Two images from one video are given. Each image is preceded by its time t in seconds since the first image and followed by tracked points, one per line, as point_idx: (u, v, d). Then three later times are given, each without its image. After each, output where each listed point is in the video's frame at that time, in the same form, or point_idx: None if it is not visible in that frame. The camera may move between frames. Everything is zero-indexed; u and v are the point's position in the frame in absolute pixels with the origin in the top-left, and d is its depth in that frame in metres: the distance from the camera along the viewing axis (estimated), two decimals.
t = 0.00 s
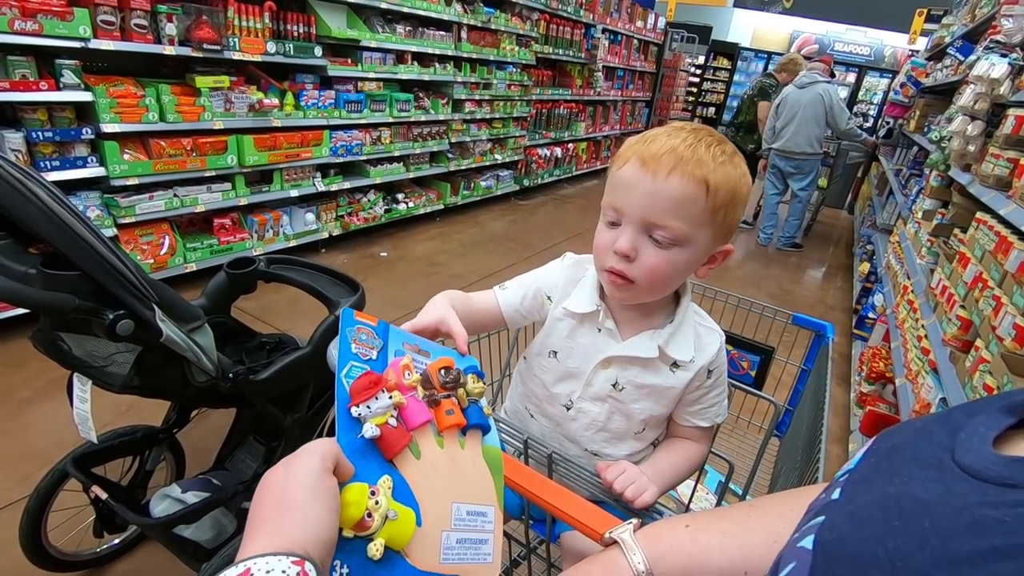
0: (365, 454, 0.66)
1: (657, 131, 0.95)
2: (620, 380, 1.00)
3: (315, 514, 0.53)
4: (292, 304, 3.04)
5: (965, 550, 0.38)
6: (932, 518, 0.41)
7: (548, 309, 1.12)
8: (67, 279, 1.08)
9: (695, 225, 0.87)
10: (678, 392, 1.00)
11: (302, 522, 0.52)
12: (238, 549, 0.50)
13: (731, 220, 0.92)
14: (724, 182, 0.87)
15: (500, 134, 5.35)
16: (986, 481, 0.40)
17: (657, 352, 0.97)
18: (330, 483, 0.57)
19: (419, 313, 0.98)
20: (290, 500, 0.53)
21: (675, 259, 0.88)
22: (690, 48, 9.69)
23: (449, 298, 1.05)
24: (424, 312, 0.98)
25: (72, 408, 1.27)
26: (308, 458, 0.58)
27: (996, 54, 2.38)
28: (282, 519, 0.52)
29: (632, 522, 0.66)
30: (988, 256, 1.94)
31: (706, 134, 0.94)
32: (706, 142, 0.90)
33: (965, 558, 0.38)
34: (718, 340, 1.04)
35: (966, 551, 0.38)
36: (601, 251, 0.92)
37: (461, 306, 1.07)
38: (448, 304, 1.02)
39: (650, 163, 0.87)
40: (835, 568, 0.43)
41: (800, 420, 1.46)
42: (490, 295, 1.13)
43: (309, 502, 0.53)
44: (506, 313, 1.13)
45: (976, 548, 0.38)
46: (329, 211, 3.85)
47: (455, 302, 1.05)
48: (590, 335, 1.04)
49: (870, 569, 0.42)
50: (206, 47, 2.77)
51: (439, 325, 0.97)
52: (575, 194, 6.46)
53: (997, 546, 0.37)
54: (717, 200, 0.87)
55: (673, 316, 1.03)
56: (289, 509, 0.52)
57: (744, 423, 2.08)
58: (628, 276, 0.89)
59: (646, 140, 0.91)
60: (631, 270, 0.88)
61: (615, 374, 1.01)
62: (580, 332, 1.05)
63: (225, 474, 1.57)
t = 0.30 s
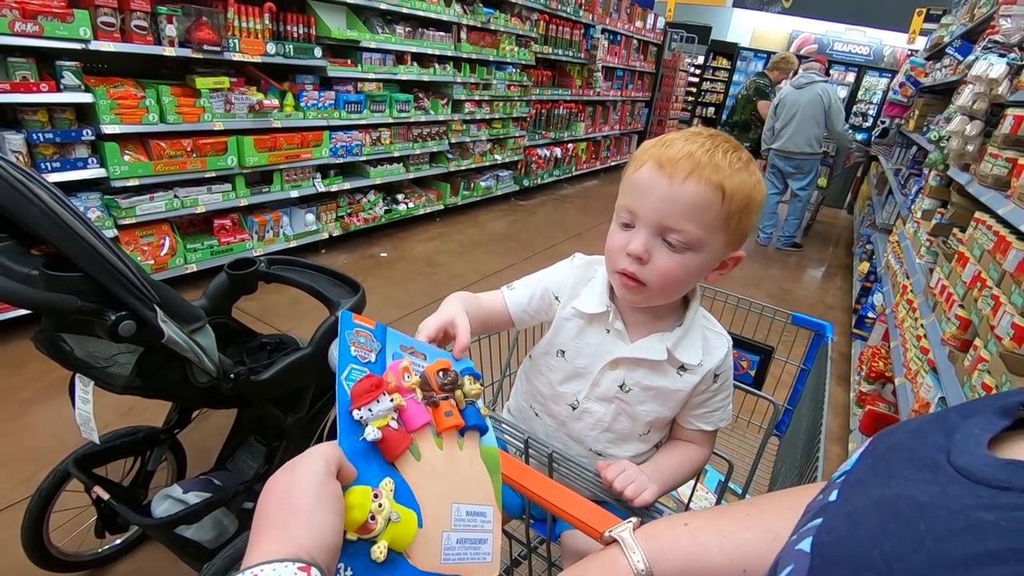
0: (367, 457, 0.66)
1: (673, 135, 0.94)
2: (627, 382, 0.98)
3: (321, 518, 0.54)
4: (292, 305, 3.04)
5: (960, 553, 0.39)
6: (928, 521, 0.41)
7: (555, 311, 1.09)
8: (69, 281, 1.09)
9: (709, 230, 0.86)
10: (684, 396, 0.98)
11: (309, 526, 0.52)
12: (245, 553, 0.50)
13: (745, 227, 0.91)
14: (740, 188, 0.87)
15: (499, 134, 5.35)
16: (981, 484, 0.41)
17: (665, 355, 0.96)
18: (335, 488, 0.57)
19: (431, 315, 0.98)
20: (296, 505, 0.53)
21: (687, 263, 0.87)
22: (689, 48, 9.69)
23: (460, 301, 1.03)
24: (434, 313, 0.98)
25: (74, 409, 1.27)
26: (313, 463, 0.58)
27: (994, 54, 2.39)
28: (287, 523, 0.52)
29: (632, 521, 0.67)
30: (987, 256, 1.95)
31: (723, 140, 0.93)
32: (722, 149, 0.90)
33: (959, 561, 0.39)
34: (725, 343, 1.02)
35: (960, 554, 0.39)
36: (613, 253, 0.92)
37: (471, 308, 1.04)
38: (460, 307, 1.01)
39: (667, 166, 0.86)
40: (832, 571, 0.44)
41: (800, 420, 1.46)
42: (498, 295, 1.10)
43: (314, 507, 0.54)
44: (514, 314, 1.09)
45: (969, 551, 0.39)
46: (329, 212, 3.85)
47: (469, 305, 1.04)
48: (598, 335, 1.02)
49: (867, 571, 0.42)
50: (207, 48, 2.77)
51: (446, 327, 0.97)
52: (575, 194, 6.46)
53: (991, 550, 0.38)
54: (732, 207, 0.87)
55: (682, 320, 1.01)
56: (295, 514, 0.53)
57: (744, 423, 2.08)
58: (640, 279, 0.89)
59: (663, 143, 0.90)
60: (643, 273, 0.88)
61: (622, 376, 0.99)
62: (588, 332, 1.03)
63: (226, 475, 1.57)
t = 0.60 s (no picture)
0: (372, 478, 0.68)
1: (684, 142, 0.95)
2: (633, 388, 0.97)
3: (345, 552, 0.56)
4: (292, 311, 3.05)
5: (956, 554, 0.39)
6: (926, 522, 0.42)
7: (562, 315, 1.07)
8: (71, 288, 1.09)
9: (720, 236, 0.87)
10: (691, 402, 0.96)
11: (333, 563, 0.54)
12: None
13: (754, 235, 0.92)
14: (750, 196, 0.88)
15: (497, 140, 5.36)
16: (979, 485, 0.41)
17: (672, 361, 0.94)
18: (351, 520, 0.59)
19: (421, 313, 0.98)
20: (319, 544, 0.55)
21: (698, 269, 0.88)
22: (685, 53, 9.74)
23: (457, 303, 1.02)
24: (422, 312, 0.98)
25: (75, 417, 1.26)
26: (325, 502, 0.59)
27: (987, 58, 2.41)
28: (315, 564, 0.54)
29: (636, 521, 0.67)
30: (984, 258, 1.96)
31: (734, 149, 0.94)
32: (733, 156, 0.91)
33: (956, 562, 0.39)
34: (731, 350, 1.01)
35: (956, 554, 0.39)
36: (623, 258, 0.92)
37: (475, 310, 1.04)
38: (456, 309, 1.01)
39: (679, 173, 0.87)
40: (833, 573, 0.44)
41: (800, 423, 1.47)
42: (504, 298, 1.09)
43: (336, 543, 0.56)
44: (520, 317, 1.09)
45: (965, 551, 0.39)
46: (327, 219, 3.86)
47: (472, 306, 1.04)
48: (605, 341, 1.00)
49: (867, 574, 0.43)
50: (205, 55, 2.79)
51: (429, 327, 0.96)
52: (572, 200, 6.47)
53: (986, 549, 0.38)
54: (743, 214, 0.88)
55: (689, 326, 1.00)
56: (320, 554, 0.55)
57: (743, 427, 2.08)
58: (649, 284, 0.89)
59: (675, 149, 0.91)
60: (652, 279, 0.88)
61: (629, 381, 0.97)
62: (595, 337, 1.01)
63: (225, 482, 1.57)
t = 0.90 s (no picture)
0: (395, 523, 0.71)
1: (663, 175, 0.97)
2: (626, 412, 0.99)
3: None
4: (274, 341, 3.01)
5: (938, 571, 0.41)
6: (910, 542, 0.44)
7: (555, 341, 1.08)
8: (57, 325, 1.08)
9: (699, 266, 0.89)
10: (682, 425, 0.98)
11: None
12: None
13: (734, 262, 0.93)
14: (726, 227, 0.90)
15: (479, 163, 5.41)
16: (956, 505, 0.44)
17: (664, 386, 0.96)
18: None
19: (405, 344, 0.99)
20: None
21: (679, 298, 0.90)
22: (661, 76, 9.98)
23: (440, 333, 1.02)
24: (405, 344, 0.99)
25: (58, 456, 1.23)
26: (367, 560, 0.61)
27: (947, 81, 2.52)
28: None
29: (633, 544, 0.68)
30: (953, 272, 2.02)
31: (711, 179, 0.95)
32: (709, 188, 0.92)
33: None
34: (721, 374, 1.03)
35: (939, 571, 0.41)
36: (608, 289, 0.95)
37: (465, 339, 1.05)
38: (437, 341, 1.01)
39: (655, 207, 0.89)
40: None
41: (786, 438, 1.49)
42: (497, 324, 1.11)
43: None
44: (513, 344, 1.10)
45: (947, 568, 0.41)
46: (311, 245, 3.85)
47: (463, 335, 1.05)
48: (597, 367, 1.02)
49: None
50: (187, 85, 2.80)
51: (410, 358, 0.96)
52: (554, 220, 6.54)
53: (965, 566, 0.40)
54: (719, 245, 0.90)
55: (678, 350, 1.01)
56: None
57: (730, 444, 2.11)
58: (634, 314, 0.91)
59: (653, 182, 0.93)
60: (636, 309, 0.91)
61: (622, 406, 0.99)
62: (589, 363, 1.03)
63: (211, 518, 1.55)
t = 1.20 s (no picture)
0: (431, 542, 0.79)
1: (619, 222, 1.00)
2: (600, 447, 1.02)
3: None
4: (227, 381, 2.90)
5: None
6: None
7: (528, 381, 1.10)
8: (9, 389, 1.03)
9: (655, 308, 0.93)
10: (653, 457, 1.02)
11: None
12: None
13: (690, 302, 0.97)
14: (678, 271, 0.93)
15: (433, 191, 5.44)
16: (911, 541, 0.49)
17: (634, 421, 1.00)
18: None
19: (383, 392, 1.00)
20: None
21: (639, 338, 0.94)
22: (607, 101, 10.31)
23: (413, 379, 1.04)
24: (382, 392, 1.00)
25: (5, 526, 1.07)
26: None
27: (869, 110, 2.72)
28: None
29: None
30: (885, 287, 2.16)
31: (664, 226, 0.98)
32: (661, 234, 0.96)
33: None
34: (687, 406, 1.07)
35: None
36: (573, 331, 0.99)
37: (440, 383, 1.07)
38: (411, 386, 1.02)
39: (610, 256, 0.93)
40: None
41: (745, 455, 1.56)
42: (472, 367, 1.13)
43: None
44: (488, 386, 1.12)
45: None
46: (264, 279, 3.76)
47: (439, 378, 1.07)
48: (570, 405, 1.05)
49: None
50: (130, 122, 2.72)
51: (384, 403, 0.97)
52: (510, 244, 6.61)
53: None
54: (672, 287, 0.93)
55: (646, 385, 1.05)
56: None
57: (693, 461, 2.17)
58: (596, 355, 0.95)
59: (609, 231, 0.97)
60: (598, 351, 0.95)
61: (596, 442, 1.02)
62: (562, 401, 1.05)
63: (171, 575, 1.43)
